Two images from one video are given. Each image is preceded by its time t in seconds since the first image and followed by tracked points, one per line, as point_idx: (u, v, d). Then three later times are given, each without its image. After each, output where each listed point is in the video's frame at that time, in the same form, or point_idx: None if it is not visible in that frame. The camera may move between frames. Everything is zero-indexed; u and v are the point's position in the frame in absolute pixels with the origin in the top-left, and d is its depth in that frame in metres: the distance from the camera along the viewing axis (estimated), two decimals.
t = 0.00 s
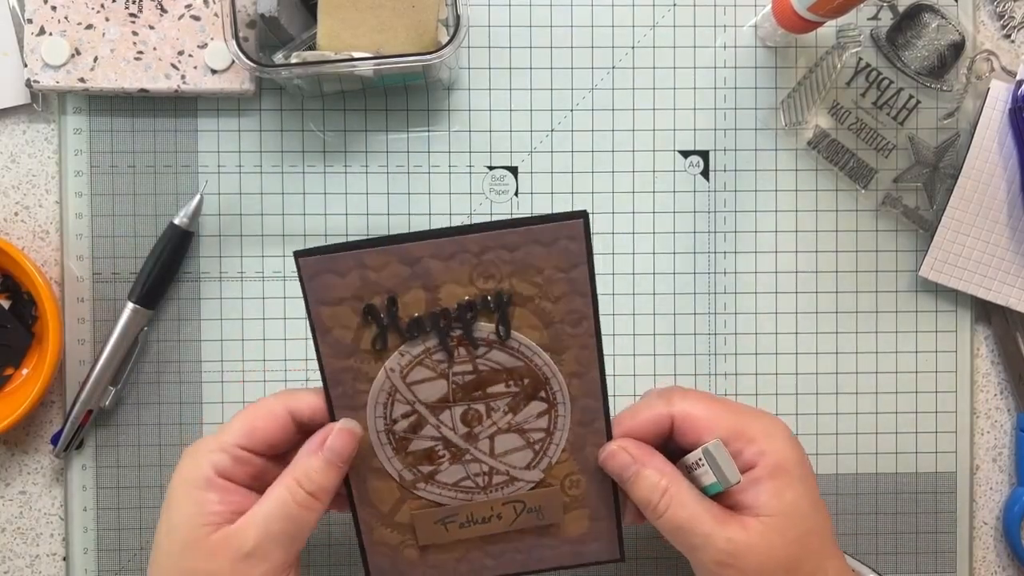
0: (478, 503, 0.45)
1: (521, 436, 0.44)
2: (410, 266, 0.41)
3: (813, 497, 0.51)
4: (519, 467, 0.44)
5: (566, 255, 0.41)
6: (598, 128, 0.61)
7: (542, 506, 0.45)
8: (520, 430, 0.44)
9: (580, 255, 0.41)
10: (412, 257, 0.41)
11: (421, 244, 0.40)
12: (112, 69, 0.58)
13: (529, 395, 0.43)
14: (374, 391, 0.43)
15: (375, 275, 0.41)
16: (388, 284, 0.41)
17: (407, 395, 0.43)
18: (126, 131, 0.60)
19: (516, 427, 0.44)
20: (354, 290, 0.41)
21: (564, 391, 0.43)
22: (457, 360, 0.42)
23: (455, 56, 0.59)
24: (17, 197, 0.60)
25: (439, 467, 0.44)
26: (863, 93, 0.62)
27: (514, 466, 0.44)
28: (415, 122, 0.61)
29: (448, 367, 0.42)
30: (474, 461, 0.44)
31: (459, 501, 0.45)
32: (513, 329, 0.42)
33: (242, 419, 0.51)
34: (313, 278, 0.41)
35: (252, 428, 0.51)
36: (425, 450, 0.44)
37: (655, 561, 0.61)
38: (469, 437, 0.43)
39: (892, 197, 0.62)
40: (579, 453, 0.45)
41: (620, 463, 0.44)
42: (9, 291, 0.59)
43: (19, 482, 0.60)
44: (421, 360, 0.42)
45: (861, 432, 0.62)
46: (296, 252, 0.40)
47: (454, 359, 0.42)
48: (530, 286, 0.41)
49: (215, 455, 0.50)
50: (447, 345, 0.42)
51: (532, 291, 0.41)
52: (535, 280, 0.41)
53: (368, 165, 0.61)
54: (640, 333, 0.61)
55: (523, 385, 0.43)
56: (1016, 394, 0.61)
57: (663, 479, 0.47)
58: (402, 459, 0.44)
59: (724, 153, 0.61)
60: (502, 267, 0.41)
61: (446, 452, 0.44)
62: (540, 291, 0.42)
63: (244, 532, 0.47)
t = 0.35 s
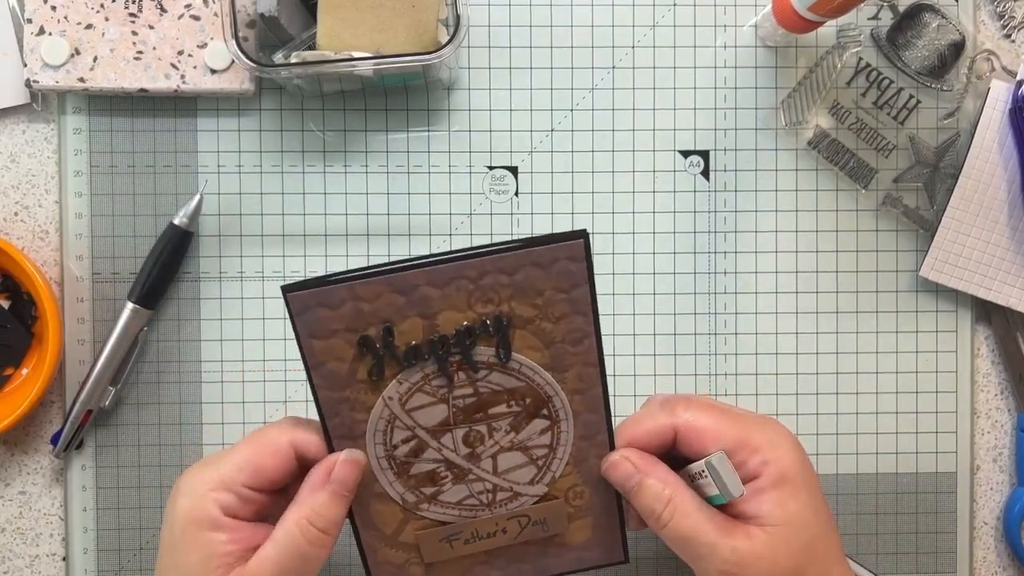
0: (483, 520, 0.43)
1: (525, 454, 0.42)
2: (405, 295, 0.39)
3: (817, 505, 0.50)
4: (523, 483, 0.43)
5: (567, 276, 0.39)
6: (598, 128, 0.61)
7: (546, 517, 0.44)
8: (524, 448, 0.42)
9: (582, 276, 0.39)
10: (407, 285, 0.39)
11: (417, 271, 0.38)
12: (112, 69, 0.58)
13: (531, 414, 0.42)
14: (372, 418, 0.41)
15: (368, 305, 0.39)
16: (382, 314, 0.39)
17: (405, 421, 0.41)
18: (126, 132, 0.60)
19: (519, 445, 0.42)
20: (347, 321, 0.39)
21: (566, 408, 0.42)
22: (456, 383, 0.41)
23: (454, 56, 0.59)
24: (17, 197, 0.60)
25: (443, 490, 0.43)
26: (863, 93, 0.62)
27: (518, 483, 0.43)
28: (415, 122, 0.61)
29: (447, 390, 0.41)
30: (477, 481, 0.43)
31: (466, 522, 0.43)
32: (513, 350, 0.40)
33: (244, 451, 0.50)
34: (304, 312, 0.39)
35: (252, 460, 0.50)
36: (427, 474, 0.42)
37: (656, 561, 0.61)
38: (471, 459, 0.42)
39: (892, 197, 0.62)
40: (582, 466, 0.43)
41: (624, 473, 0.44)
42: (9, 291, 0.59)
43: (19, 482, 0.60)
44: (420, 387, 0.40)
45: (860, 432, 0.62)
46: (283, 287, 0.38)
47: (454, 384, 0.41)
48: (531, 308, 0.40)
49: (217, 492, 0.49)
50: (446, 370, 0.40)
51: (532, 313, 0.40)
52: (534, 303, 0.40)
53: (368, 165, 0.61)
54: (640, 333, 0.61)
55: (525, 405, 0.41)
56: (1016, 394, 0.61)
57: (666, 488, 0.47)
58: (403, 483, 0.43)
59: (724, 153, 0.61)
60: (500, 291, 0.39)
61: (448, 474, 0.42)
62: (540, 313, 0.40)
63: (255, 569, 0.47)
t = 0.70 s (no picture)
0: (482, 515, 0.45)
1: (520, 440, 0.44)
2: (398, 274, 0.41)
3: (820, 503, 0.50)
4: (519, 475, 0.44)
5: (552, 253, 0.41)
6: (598, 127, 0.61)
7: (545, 512, 0.45)
8: (519, 435, 0.44)
9: (568, 254, 0.41)
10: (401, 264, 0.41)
11: (409, 251, 0.41)
12: (111, 69, 0.58)
13: (526, 398, 0.43)
14: (369, 404, 0.43)
15: (364, 284, 0.41)
16: (377, 292, 0.41)
17: (402, 405, 0.43)
18: (125, 131, 0.60)
19: (515, 432, 0.44)
20: (344, 300, 0.41)
21: (559, 392, 0.44)
22: (452, 368, 0.42)
23: (455, 56, 0.59)
24: (17, 197, 0.60)
25: (439, 480, 0.44)
26: (863, 93, 0.62)
27: (515, 474, 0.44)
28: (415, 121, 0.61)
29: (442, 375, 0.43)
30: (474, 471, 0.44)
31: (463, 514, 0.45)
32: (505, 332, 0.42)
33: (247, 433, 0.50)
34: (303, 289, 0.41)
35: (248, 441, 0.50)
36: (424, 462, 0.44)
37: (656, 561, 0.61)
38: (466, 446, 0.44)
39: (893, 197, 0.61)
40: (579, 454, 0.45)
41: (626, 462, 0.45)
42: (9, 291, 0.59)
43: (19, 482, 0.60)
44: (416, 370, 0.42)
45: (860, 432, 0.62)
46: (284, 266, 0.40)
47: (448, 366, 0.42)
48: (521, 288, 0.42)
49: (218, 471, 0.50)
50: (442, 352, 0.42)
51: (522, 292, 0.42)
52: (524, 282, 0.42)
53: (368, 165, 0.61)
54: (640, 333, 0.61)
55: (519, 388, 0.43)
56: (1016, 395, 0.61)
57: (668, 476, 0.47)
58: (400, 472, 0.44)
59: (724, 153, 0.61)
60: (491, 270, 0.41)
61: (444, 462, 0.44)
62: (530, 293, 0.42)
63: (252, 548, 0.47)
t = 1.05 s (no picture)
0: (448, 449, 0.46)
1: (487, 367, 0.46)
2: (360, 189, 0.45)
3: None
4: (488, 406, 0.46)
5: (510, 163, 0.45)
6: (598, 128, 0.61)
7: (516, 448, 0.46)
8: (486, 360, 0.46)
9: (526, 165, 0.45)
10: (362, 180, 0.45)
11: (369, 168, 0.45)
12: (112, 69, 0.58)
13: (492, 319, 0.46)
14: (331, 327, 0.46)
15: (327, 201, 0.45)
16: (339, 209, 0.45)
17: (365, 327, 0.46)
18: (125, 131, 0.60)
19: (482, 356, 0.46)
20: (308, 217, 0.45)
21: (526, 313, 0.46)
22: (415, 287, 0.45)
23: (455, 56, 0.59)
24: (17, 197, 0.60)
25: (404, 408, 0.46)
26: (863, 93, 0.62)
27: (483, 405, 0.46)
28: (415, 121, 0.61)
29: (406, 295, 0.46)
30: (440, 401, 0.46)
31: (431, 446, 0.46)
32: (466, 249, 0.45)
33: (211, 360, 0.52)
34: (269, 206, 0.45)
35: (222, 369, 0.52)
36: (389, 390, 0.46)
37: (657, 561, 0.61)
38: (431, 372, 0.46)
39: (893, 197, 0.61)
40: (550, 382, 0.47)
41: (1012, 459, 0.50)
42: (9, 291, 0.59)
43: (19, 482, 0.60)
44: (379, 289, 0.45)
45: (861, 432, 0.62)
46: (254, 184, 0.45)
47: (411, 285, 0.45)
48: (479, 200, 0.45)
49: (182, 395, 0.52)
50: (404, 270, 0.45)
51: (481, 207, 0.45)
52: (483, 195, 0.45)
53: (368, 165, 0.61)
54: (640, 333, 0.61)
55: (484, 308, 0.46)
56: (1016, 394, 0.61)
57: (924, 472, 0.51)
58: (366, 401, 0.46)
59: (724, 153, 0.61)
60: (450, 183, 0.45)
61: (410, 389, 0.46)
62: (490, 207, 0.45)
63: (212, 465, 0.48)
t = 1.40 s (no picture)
0: (424, 421, 0.47)
1: (464, 334, 0.47)
2: (321, 146, 0.45)
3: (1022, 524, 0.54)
4: (466, 376, 0.47)
5: (483, 113, 0.46)
6: (598, 128, 0.61)
7: (496, 419, 0.47)
8: (462, 327, 0.46)
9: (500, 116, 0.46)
10: (322, 137, 0.45)
11: (327, 122, 0.45)
12: (112, 69, 0.58)
13: (467, 284, 0.46)
14: (295, 297, 0.46)
15: (286, 158, 0.45)
16: (300, 168, 0.45)
17: (331, 294, 0.46)
18: (125, 132, 0.60)
19: (458, 324, 0.46)
20: (264, 176, 0.45)
21: (503, 277, 0.46)
22: (382, 252, 0.46)
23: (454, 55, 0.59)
24: (17, 197, 0.60)
25: (376, 379, 0.46)
26: (863, 93, 0.61)
27: (460, 375, 0.47)
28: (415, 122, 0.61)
29: (373, 260, 0.46)
30: (414, 372, 0.46)
31: (406, 418, 0.46)
32: (437, 209, 0.46)
33: (165, 339, 0.52)
34: (223, 167, 0.45)
35: (180, 347, 0.51)
36: (360, 362, 0.46)
37: (658, 562, 0.61)
38: (403, 341, 0.46)
39: (893, 197, 0.61)
40: (531, 350, 0.47)
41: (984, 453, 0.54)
42: (9, 291, 0.59)
43: (19, 482, 0.60)
44: (345, 254, 0.45)
45: (862, 433, 0.62)
46: (206, 144, 0.45)
47: (379, 251, 0.46)
48: (450, 155, 0.46)
49: (133, 372, 0.51)
50: (371, 234, 0.45)
51: (453, 161, 0.46)
52: (454, 148, 0.46)
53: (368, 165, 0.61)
54: (640, 333, 0.61)
55: (459, 273, 0.46)
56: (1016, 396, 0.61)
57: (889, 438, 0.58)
58: (335, 374, 0.46)
59: (724, 153, 0.61)
60: (420, 136, 0.45)
61: (381, 360, 0.46)
62: (461, 160, 0.46)
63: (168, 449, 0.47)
